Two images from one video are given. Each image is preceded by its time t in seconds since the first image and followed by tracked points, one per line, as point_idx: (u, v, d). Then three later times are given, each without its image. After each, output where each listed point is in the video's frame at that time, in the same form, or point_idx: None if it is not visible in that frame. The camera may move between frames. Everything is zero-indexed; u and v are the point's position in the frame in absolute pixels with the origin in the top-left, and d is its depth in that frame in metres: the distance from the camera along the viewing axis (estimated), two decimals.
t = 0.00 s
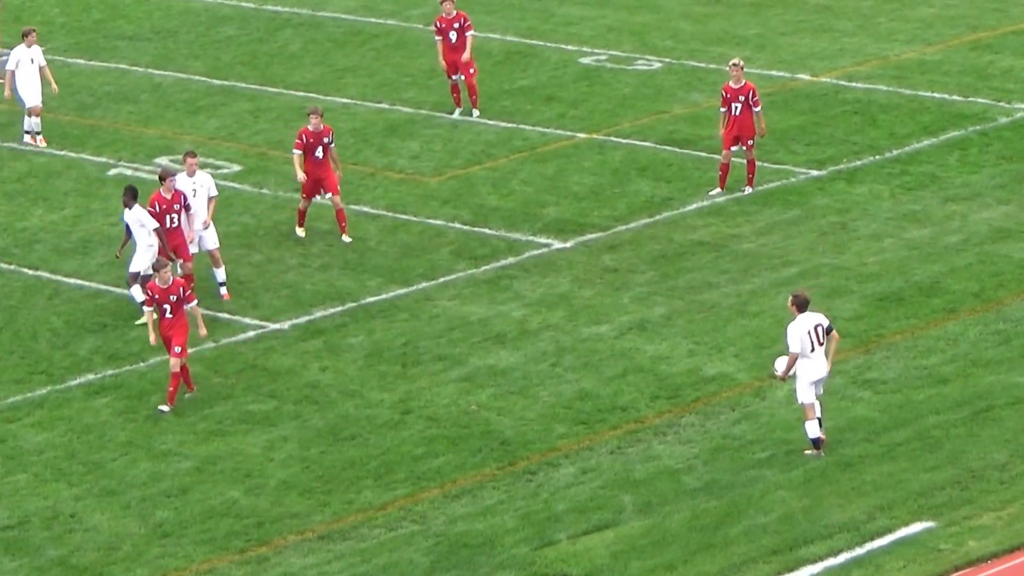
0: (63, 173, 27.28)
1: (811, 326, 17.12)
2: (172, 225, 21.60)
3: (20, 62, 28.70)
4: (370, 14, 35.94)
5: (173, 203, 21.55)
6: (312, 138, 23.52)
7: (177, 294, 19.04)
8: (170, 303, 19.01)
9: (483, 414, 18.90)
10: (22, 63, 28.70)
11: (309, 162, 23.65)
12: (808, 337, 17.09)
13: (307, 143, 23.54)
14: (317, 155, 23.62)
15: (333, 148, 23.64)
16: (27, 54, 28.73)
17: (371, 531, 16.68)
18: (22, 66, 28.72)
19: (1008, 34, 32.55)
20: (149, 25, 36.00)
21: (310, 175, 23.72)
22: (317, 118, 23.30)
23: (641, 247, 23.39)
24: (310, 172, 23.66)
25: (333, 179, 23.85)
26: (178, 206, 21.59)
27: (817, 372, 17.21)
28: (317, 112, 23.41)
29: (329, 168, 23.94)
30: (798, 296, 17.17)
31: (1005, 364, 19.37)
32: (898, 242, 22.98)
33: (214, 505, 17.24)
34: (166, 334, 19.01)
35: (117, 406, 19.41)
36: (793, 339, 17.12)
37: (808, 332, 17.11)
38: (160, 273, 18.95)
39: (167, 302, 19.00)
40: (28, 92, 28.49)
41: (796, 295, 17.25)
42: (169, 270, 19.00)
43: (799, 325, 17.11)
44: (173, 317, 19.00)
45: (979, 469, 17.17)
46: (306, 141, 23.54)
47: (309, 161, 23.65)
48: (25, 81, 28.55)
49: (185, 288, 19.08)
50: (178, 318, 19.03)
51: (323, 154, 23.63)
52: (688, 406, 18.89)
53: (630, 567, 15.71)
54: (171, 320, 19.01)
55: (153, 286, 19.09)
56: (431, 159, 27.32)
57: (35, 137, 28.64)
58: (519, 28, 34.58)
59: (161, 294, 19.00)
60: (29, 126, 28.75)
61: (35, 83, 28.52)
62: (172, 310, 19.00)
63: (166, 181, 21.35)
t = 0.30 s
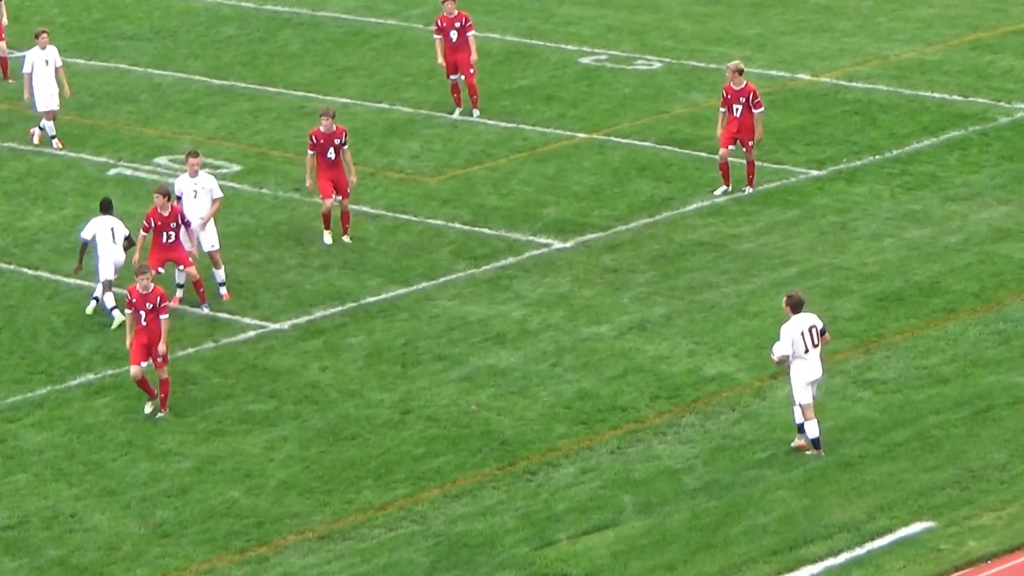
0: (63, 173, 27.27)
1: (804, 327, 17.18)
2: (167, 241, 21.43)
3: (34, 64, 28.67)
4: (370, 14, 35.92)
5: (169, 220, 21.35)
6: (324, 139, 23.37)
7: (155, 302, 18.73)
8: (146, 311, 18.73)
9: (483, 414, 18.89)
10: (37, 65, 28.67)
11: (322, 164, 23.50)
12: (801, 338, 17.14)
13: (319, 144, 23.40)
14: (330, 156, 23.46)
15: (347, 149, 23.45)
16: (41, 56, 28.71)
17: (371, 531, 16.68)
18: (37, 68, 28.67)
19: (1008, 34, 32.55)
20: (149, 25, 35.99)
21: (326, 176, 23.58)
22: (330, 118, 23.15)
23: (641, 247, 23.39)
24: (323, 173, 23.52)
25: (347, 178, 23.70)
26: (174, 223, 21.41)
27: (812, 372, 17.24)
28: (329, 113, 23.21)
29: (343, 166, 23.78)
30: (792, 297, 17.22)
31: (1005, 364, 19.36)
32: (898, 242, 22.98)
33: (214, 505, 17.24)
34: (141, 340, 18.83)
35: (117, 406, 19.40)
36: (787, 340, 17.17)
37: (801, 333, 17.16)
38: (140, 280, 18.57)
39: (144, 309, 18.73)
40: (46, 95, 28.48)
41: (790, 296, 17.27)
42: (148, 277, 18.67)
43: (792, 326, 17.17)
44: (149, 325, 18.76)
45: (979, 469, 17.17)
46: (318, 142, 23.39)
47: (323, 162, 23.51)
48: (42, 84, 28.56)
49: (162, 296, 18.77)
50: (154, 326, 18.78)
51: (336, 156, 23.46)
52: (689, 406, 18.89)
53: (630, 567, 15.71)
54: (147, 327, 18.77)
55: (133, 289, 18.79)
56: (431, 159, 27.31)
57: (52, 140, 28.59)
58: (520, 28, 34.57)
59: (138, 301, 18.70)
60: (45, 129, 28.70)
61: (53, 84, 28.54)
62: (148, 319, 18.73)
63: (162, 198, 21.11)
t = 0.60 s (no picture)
0: (62, 173, 27.26)
1: (786, 329, 17.09)
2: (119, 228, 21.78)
3: (50, 66, 28.54)
4: (370, 14, 35.91)
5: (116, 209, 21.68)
6: (329, 162, 23.31)
7: (130, 314, 18.37)
8: (121, 324, 18.38)
9: (484, 414, 18.89)
10: (53, 68, 28.53)
11: (331, 189, 23.37)
12: (784, 341, 17.07)
13: (326, 167, 23.32)
14: (337, 178, 23.35)
15: (354, 168, 23.36)
16: (57, 59, 28.55)
17: (371, 531, 16.68)
18: (53, 70, 28.55)
19: (1008, 34, 32.55)
20: (148, 25, 35.99)
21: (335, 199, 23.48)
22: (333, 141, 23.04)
23: (641, 247, 23.39)
24: (334, 198, 23.37)
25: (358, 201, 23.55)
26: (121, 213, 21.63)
27: (795, 373, 17.18)
28: (333, 136, 23.19)
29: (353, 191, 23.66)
30: (773, 300, 17.10)
31: (1005, 364, 19.36)
32: (898, 242, 22.98)
33: (214, 505, 17.24)
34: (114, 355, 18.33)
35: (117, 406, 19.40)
36: (770, 343, 17.09)
37: (784, 336, 17.07)
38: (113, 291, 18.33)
39: (118, 323, 18.38)
40: (66, 96, 28.46)
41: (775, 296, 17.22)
42: (121, 290, 18.32)
43: (774, 327, 17.09)
44: (123, 339, 18.38)
45: (979, 469, 17.17)
46: (325, 165, 23.31)
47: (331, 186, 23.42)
48: (60, 85, 28.49)
49: (137, 309, 18.40)
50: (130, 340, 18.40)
51: (342, 178, 23.35)
52: (689, 405, 18.90)
53: (630, 567, 15.71)
54: (121, 342, 18.40)
55: (107, 304, 18.47)
56: (431, 158, 27.31)
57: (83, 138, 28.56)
58: (520, 28, 34.56)
59: (112, 315, 18.38)
60: (51, 129, 28.68)
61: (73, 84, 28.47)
62: (122, 332, 18.36)
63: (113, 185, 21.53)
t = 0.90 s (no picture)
0: (62, 173, 27.25)
1: (758, 325, 17.26)
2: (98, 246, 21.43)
3: (72, 69, 28.19)
4: (369, 14, 35.90)
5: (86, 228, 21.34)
6: (342, 151, 23.36)
7: (110, 322, 18.16)
8: (99, 332, 18.11)
9: (484, 414, 18.88)
10: (74, 71, 28.19)
11: (341, 175, 23.49)
12: (751, 336, 17.24)
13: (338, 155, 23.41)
14: (348, 166, 23.43)
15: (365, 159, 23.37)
16: (78, 61, 28.22)
17: (371, 531, 16.67)
18: (74, 74, 28.20)
19: (1008, 34, 32.55)
20: (148, 24, 35.98)
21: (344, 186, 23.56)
22: (344, 130, 23.12)
23: (641, 247, 23.38)
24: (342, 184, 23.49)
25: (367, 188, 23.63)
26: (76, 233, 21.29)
27: (761, 369, 17.30)
28: (345, 125, 23.19)
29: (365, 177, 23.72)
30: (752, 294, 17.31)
31: (1005, 363, 19.36)
32: (898, 242, 22.98)
33: (214, 505, 17.22)
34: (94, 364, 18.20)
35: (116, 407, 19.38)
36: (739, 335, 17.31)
37: (753, 331, 17.26)
38: (92, 301, 17.99)
39: (97, 330, 18.11)
40: (86, 100, 28.19)
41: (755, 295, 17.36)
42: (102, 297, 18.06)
43: (747, 323, 17.29)
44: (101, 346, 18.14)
45: (979, 469, 17.16)
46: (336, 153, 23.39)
47: (342, 173, 23.51)
48: (80, 88, 28.20)
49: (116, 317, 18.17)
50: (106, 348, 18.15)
51: (353, 166, 23.42)
52: (689, 405, 18.90)
53: (630, 568, 15.70)
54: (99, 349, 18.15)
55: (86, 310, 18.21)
56: (431, 159, 27.30)
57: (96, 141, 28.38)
58: (519, 28, 34.55)
59: (91, 321, 18.11)
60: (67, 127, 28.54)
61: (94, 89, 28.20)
62: (100, 339, 18.11)
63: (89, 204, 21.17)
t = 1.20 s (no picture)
0: (62, 174, 27.18)
1: (723, 330, 17.26)
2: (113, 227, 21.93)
3: (84, 70, 28.07)
4: (370, 14, 35.85)
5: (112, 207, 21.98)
6: (361, 135, 23.74)
7: (89, 334, 18.04)
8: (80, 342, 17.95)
9: (485, 414, 18.83)
10: (87, 72, 28.04)
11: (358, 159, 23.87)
12: (715, 340, 17.25)
13: (356, 139, 23.77)
14: (366, 151, 23.83)
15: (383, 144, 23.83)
16: (91, 62, 28.10)
17: (373, 532, 16.61)
18: (86, 74, 28.07)
19: (1011, 33, 32.49)
20: (148, 24, 35.93)
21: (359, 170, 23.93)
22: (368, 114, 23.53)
23: (643, 247, 23.33)
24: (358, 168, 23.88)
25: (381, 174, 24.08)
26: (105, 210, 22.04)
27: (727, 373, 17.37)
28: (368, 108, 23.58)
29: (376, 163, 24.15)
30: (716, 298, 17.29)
31: (1008, 364, 19.30)
32: (900, 243, 22.92)
33: (214, 506, 17.17)
34: (73, 375, 17.93)
35: (116, 408, 19.32)
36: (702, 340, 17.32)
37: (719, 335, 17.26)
38: (75, 311, 17.92)
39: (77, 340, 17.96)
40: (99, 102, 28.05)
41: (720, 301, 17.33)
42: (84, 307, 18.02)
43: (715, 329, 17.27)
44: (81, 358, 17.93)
45: (982, 470, 17.10)
46: (355, 138, 23.75)
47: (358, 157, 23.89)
48: (93, 89, 28.02)
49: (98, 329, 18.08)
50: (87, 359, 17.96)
51: (372, 151, 23.83)
52: (691, 406, 18.85)
53: (632, 569, 15.64)
54: (79, 360, 17.93)
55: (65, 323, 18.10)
56: (432, 159, 27.25)
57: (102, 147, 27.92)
58: (520, 28, 34.48)
59: (71, 332, 17.98)
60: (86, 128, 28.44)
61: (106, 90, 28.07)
62: (81, 349, 17.93)
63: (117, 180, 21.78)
